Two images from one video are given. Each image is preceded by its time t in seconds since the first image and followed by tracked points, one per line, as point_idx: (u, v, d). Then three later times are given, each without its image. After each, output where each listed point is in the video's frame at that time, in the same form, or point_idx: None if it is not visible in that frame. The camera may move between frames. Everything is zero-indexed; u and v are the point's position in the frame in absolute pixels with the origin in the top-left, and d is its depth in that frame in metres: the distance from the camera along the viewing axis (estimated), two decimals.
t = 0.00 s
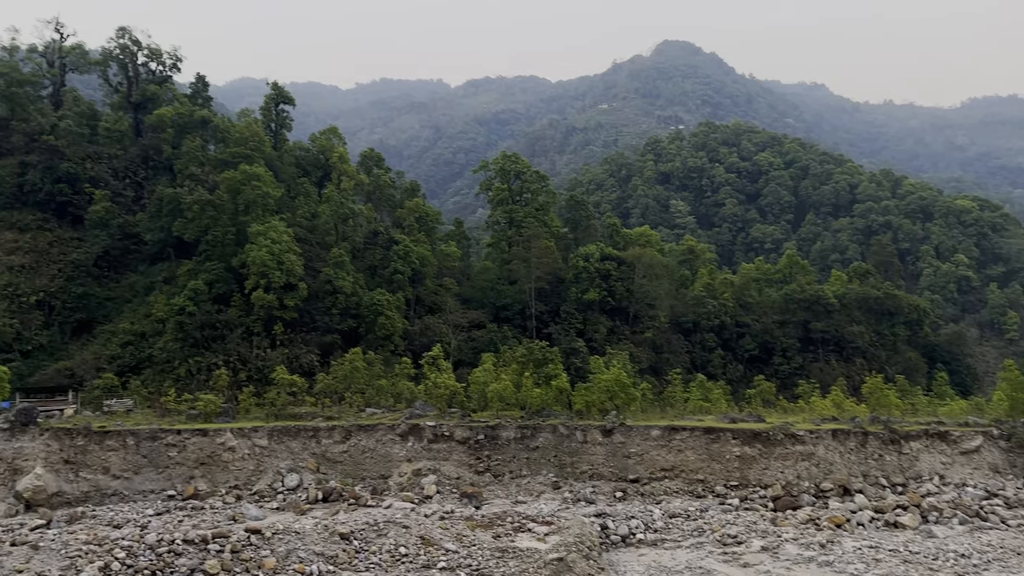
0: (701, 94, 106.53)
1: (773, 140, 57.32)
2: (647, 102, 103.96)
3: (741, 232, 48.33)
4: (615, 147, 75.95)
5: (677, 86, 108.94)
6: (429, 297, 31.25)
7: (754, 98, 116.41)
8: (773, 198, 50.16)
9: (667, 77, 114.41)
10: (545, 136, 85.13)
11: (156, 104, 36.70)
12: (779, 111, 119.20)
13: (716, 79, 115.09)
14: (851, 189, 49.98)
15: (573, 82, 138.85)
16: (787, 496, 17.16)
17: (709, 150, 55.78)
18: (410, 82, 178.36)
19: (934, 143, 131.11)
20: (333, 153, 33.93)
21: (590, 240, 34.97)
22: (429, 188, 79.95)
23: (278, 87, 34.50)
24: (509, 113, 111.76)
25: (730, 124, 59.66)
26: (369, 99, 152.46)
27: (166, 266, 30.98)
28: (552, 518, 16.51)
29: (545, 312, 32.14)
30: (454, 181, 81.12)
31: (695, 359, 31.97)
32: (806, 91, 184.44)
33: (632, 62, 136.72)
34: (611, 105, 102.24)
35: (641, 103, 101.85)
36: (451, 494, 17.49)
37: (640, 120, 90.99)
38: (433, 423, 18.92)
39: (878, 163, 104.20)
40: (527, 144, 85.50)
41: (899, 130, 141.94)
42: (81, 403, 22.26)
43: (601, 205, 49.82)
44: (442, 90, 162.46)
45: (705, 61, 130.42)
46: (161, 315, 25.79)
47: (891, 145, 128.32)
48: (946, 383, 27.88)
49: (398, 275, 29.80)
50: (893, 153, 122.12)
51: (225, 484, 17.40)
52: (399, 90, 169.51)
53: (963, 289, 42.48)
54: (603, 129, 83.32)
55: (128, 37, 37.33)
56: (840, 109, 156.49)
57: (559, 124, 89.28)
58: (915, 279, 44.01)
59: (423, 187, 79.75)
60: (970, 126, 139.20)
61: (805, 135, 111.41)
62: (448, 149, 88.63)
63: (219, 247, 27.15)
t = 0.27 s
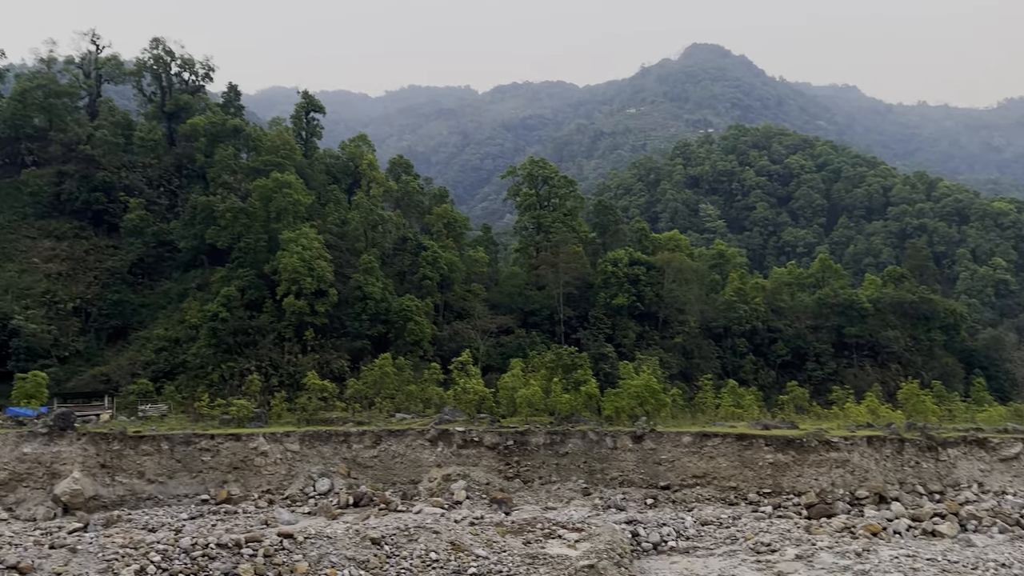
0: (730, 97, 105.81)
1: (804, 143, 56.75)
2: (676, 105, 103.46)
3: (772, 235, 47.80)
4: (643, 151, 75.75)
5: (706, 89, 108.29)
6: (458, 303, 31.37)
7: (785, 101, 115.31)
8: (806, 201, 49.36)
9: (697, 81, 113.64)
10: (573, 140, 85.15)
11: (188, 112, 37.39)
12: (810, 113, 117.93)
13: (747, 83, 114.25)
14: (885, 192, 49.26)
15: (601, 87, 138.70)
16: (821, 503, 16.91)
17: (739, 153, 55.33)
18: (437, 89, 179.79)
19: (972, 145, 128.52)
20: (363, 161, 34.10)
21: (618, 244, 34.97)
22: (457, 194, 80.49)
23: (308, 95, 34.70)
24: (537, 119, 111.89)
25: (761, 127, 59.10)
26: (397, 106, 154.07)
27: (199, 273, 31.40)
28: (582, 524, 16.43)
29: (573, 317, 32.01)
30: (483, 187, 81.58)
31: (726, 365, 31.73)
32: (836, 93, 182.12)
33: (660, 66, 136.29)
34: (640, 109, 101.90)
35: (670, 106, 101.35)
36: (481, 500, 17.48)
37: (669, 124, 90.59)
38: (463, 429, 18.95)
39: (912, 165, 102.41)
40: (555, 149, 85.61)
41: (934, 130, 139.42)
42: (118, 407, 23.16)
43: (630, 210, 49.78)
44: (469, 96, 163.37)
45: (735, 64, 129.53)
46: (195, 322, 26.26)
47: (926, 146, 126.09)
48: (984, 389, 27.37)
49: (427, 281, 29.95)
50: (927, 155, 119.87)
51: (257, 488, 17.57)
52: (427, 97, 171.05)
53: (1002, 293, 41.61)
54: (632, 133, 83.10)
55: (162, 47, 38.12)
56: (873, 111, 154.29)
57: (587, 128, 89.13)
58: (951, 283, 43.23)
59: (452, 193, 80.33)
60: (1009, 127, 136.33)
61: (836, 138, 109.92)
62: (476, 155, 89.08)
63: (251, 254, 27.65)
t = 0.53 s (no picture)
0: (760, 99, 104.92)
1: (836, 144, 56.03)
2: (705, 108, 102.76)
3: (804, 238, 47.29)
4: (672, 154, 75.40)
5: (735, 91, 107.46)
6: (486, 307, 31.45)
7: (815, 102, 113.98)
8: (838, 203, 48.65)
9: (726, 83, 112.25)
10: (601, 144, 85.04)
11: (220, 120, 38.15)
12: (841, 115, 116.47)
13: (776, 84, 113.23)
14: (918, 193, 48.50)
15: (628, 90, 138.23)
16: (856, 510, 16.63)
17: (770, 155, 54.80)
18: (465, 95, 180.80)
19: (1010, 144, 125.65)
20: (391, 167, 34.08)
21: (647, 248, 34.80)
22: (485, 198, 80.91)
23: (338, 103, 35.15)
24: (563, 123, 111.77)
25: (791, 129, 58.55)
26: (425, 112, 155.42)
27: (232, 279, 32.00)
28: (612, 530, 16.31)
29: (602, 321, 31.91)
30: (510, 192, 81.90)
31: (758, 369, 31.51)
32: (867, 93, 179.33)
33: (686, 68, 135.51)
34: (669, 112, 101.38)
35: (699, 109, 100.65)
36: (510, 505, 17.45)
37: (698, 127, 90.08)
38: (491, 433, 18.95)
39: (946, 166, 100.42)
40: (582, 153, 85.54)
41: (971, 131, 136.67)
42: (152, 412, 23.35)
43: (659, 213, 49.61)
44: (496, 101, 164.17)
45: (764, 66, 128.43)
46: (227, 327, 26.84)
47: (962, 146, 123.66)
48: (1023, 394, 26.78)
49: (455, 286, 30.07)
50: (963, 155, 117.31)
51: (289, 492, 17.70)
52: (455, 102, 172.04)
53: None
54: (661, 136, 82.75)
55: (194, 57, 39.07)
56: (906, 111, 151.88)
57: (614, 131, 88.91)
58: (988, 286, 42.35)
59: (480, 198, 80.79)
60: None
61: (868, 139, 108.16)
62: (503, 159, 89.37)
63: (282, 260, 28.04)
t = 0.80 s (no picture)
0: (788, 98, 103.83)
1: (867, 143, 55.20)
2: (733, 108, 101.95)
3: (835, 239, 46.64)
4: (699, 156, 74.94)
5: (764, 91, 106.47)
6: (512, 311, 31.41)
7: (844, 101, 112.48)
8: (869, 203, 48.10)
9: (754, 83, 111.22)
10: (627, 146, 84.82)
11: (250, 127, 38.80)
12: (872, 114, 114.79)
13: (805, 84, 112.07)
14: (952, 193, 47.65)
15: (654, 92, 137.49)
16: (890, 515, 16.37)
17: (799, 156, 54.29)
18: (490, 98, 181.44)
19: None
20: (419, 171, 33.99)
21: (675, 250, 34.61)
22: (511, 202, 81.09)
23: (366, 109, 35.78)
24: (589, 125, 111.50)
25: (821, 129, 57.89)
26: (450, 117, 156.29)
27: (262, 283, 32.69)
28: (641, 535, 16.13)
29: (629, 324, 31.82)
30: (536, 195, 81.96)
31: (788, 372, 31.23)
32: (898, 92, 176.25)
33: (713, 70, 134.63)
34: (696, 113, 100.71)
35: (726, 109, 99.87)
36: (538, 508, 17.40)
37: (726, 127, 89.36)
38: (519, 437, 18.97)
39: (981, 165, 98.26)
40: (609, 155, 85.33)
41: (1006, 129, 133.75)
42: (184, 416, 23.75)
43: (686, 215, 49.34)
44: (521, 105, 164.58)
45: (792, 65, 127.08)
46: (257, 331, 27.12)
47: (998, 144, 121.04)
48: None
49: (481, 289, 30.12)
50: (999, 153, 114.60)
51: (319, 494, 17.81)
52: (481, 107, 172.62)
53: None
54: (688, 138, 82.29)
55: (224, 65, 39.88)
56: (939, 110, 149.19)
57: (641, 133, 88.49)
58: None
59: (506, 201, 80.98)
60: None
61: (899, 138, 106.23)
62: (529, 162, 89.50)
63: (311, 264, 28.40)
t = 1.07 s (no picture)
0: (814, 96, 102.76)
1: (895, 142, 54.48)
2: (757, 108, 101.13)
3: (862, 239, 46.04)
4: (724, 156, 74.42)
5: (789, 90, 105.48)
6: (536, 313, 31.40)
7: (871, 100, 111.08)
8: (897, 203, 47.42)
9: (780, 82, 110.60)
10: (650, 147, 84.50)
11: (275, 132, 39.27)
12: (899, 112, 113.22)
13: (830, 83, 110.93)
14: (981, 191, 47.00)
15: (677, 92, 136.66)
16: (921, 518, 16.06)
17: (825, 155, 53.72)
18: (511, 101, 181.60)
19: None
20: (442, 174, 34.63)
21: (699, 251, 34.45)
22: (534, 204, 81.13)
23: (388, 112, 35.87)
24: (610, 126, 111.31)
25: (848, 128, 57.32)
26: (472, 120, 156.75)
27: (288, 287, 33.04)
28: (668, 538, 16.01)
29: (653, 326, 31.63)
30: (559, 197, 81.90)
31: (816, 374, 30.91)
32: (924, 89, 173.61)
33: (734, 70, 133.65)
34: (719, 113, 100.01)
35: (751, 109, 99.09)
36: (563, 511, 17.36)
37: (750, 127, 88.63)
38: (543, 439, 19.00)
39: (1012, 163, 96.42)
40: (631, 156, 85.06)
41: None
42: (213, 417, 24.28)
43: (711, 215, 49.02)
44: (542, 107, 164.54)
45: (817, 64, 125.78)
46: (284, 334, 27.35)
47: None
48: None
49: (504, 292, 30.10)
50: None
51: (345, 496, 17.92)
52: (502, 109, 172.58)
53: None
54: (711, 138, 81.80)
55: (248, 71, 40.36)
56: (968, 108, 146.70)
57: (665, 134, 88.07)
58: None
59: (528, 203, 81.03)
60: None
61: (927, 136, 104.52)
62: (552, 165, 89.50)
63: (336, 268, 28.67)
